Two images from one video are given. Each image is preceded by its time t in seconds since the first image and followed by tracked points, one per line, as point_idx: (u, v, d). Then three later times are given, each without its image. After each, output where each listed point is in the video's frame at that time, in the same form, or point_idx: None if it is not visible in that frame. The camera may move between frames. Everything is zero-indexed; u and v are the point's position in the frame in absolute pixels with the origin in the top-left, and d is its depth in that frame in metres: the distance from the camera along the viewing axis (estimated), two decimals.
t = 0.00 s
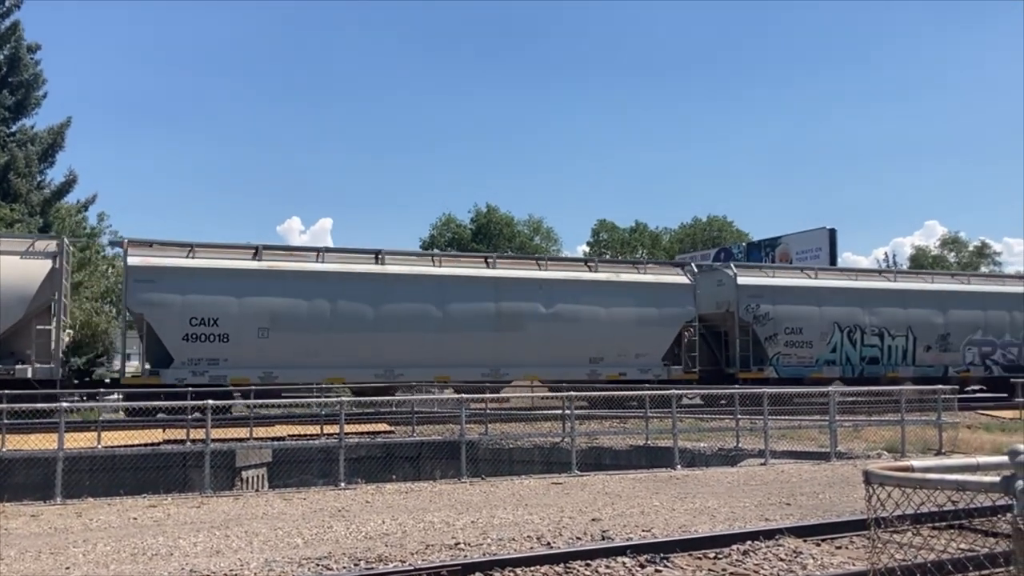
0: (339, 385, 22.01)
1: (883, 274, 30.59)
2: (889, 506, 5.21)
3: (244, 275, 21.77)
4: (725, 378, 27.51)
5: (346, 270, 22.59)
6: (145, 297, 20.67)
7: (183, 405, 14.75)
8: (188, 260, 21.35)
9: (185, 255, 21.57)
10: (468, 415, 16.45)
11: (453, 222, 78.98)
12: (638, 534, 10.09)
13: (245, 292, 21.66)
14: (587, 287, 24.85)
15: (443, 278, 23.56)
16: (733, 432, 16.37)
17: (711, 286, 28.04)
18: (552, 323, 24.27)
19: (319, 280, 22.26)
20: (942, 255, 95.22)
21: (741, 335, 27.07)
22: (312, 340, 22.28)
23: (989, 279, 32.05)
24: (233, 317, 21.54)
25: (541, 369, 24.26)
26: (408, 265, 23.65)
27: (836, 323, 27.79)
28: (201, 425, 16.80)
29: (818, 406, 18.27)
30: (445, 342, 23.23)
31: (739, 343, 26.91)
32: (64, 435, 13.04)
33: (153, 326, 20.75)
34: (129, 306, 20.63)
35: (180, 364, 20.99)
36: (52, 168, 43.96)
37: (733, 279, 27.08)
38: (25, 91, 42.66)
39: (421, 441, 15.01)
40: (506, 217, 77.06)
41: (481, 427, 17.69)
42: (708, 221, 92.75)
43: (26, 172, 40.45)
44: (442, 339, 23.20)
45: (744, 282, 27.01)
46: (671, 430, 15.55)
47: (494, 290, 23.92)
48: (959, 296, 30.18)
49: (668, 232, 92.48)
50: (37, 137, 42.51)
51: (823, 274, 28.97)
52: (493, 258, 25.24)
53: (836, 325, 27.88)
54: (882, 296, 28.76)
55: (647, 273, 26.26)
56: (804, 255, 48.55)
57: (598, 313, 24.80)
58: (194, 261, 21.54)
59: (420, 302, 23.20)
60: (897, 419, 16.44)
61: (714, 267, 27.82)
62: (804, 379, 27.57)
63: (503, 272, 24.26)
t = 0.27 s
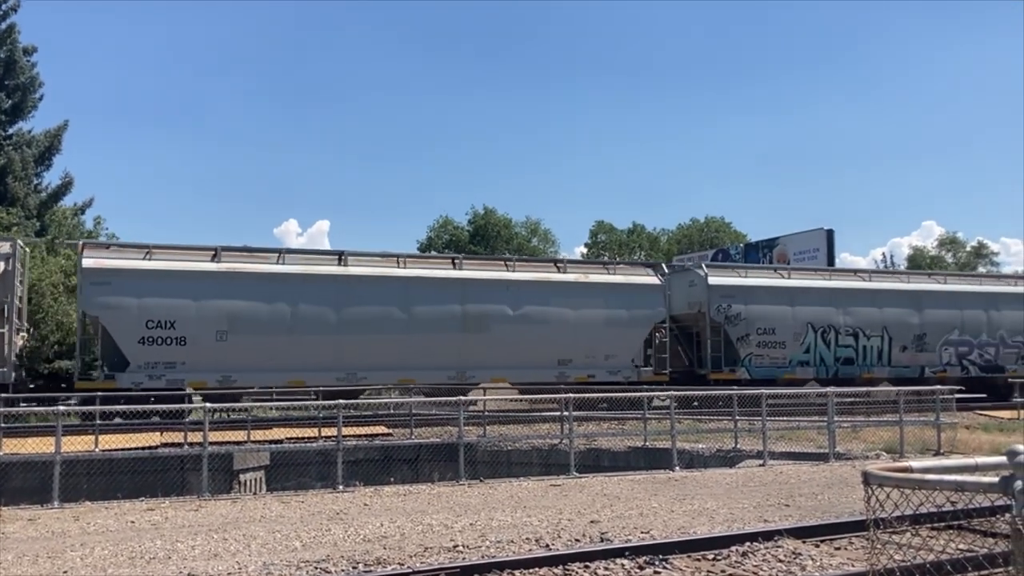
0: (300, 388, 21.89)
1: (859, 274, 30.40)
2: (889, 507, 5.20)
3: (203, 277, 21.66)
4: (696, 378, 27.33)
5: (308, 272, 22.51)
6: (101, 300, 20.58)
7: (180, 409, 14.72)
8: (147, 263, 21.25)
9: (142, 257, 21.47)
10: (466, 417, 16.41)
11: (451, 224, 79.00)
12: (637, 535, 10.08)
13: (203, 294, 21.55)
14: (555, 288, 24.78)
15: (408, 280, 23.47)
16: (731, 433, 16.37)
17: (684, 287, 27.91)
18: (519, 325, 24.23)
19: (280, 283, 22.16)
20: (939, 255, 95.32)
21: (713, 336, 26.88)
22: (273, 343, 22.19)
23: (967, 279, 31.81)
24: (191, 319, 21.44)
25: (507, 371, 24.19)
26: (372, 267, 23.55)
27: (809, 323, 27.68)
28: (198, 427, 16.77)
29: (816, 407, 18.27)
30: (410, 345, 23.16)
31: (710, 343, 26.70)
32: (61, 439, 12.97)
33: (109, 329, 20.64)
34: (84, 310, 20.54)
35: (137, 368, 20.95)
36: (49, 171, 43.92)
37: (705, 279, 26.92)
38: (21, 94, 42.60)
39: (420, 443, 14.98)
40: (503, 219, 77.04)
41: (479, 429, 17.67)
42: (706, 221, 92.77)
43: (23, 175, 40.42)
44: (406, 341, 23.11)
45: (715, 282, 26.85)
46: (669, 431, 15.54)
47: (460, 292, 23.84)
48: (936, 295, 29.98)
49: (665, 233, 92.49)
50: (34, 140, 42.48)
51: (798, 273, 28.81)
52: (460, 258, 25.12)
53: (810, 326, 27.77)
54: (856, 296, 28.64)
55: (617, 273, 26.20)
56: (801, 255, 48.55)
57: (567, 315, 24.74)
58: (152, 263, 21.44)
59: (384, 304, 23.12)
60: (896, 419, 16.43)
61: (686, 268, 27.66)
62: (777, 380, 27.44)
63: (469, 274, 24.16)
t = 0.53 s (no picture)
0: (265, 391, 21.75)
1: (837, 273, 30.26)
2: (891, 506, 5.18)
3: (165, 278, 21.50)
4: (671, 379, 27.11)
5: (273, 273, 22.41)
6: (61, 303, 20.42)
7: (183, 411, 14.74)
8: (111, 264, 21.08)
9: (102, 259, 21.31)
10: (468, 419, 16.50)
11: (452, 225, 79.07)
12: (640, 536, 10.08)
13: (164, 296, 21.39)
14: (525, 289, 24.67)
15: (376, 281, 23.37)
16: (733, 433, 16.37)
17: (660, 286, 27.62)
18: (489, 326, 24.16)
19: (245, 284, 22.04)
20: (941, 254, 95.27)
21: (687, 336, 26.63)
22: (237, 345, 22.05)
23: (949, 277, 31.59)
24: (153, 322, 21.27)
25: (476, 372, 24.08)
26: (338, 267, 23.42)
27: (786, 322, 27.55)
28: (201, 429, 16.81)
29: (819, 406, 18.28)
30: (379, 346, 23.06)
31: (684, 343, 26.44)
32: (63, 441, 12.98)
33: (68, 332, 20.45)
34: (43, 312, 20.35)
35: (97, 371, 20.75)
36: (51, 175, 43.99)
37: (680, 278, 26.62)
38: (23, 97, 42.63)
39: (422, 444, 15.01)
40: (505, 220, 77.03)
41: (482, 429, 17.68)
42: (708, 221, 92.73)
43: (25, 178, 40.45)
44: (374, 343, 23.00)
45: (690, 281, 26.63)
46: (671, 432, 15.54)
47: (429, 293, 23.74)
48: (916, 293, 29.78)
49: (667, 233, 92.47)
50: (35, 143, 42.54)
51: (774, 271, 28.61)
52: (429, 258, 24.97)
53: (786, 325, 27.66)
54: (834, 295, 28.51)
55: (590, 273, 26.12)
56: (803, 254, 48.53)
57: (539, 316, 24.69)
58: (113, 265, 21.28)
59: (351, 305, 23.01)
60: (898, 419, 16.42)
61: (661, 267, 27.34)
62: (754, 380, 27.27)
63: (438, 275, 24.07)
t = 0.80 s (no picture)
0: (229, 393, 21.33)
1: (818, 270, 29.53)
2: (897, 505, 5.16)
3: (127, 280, 21.14)
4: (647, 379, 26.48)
5: (238, 274, 22.03)
6: (22, 305, 20.10)
7: (187, 412, 14.73)
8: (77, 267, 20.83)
9: (64, 261, 21.01)
10: (472, 419, 16.48)
11: (456, 226, 79.09)
12: (645, 535, 10.07)
13: (127, 298, 21.04)
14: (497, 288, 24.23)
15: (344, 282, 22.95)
16: (737, 432, 16.36)
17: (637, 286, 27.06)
18: (461, 326, 23.70)
19: (210, 286, 21.69)
20: (945, 252, 95.07)
21: (663, 335, 26.01)
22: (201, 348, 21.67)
23: (932, 274, 30.82)
24: (116, 324, 20.93)
25: (447, 374, 23.56)
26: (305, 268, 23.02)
27: (764, 320, 26.85)
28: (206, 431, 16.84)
29: (824, 405, 18.25)
30: (346, 347, 22.62)
31: (660, 342, 25.80)
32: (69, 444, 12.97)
33: (28, 335, 20.13)
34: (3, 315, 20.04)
35: (58, 375, 20.43)
36: (54, 178, 44.05)
37: (655, 277, 26.04)
38: (26, 101, 42.70)
39: (427, 445, 15.02)
40: (508, 220, 77.03)
41: (486, 430, 17.67)
42: (711, 220, 92.65)
43: (29, 181, 40.52)
44: (342, 345, 22.57)
45: (666, 280, 25.99)
46: (676, 431, 15.53)
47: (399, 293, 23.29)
48: (898, 291, 28.99)
49: (670, 233, 92.40)
50: (39, 147, 42.59)
51: (752, 270, 28.02)
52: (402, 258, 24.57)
53: (765, 323, 26.94)
54: (814, 294, 27.77)
55: (564, 272, 25.67)
56: (808, 253, 48.47)
57: (512, 315, 24.22)
58: (74, 266, 20.98)
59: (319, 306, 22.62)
60: (903, 417, 16.38)
61: (638, 266, 26.81)
62: (732, 380, 26.63)
63: (405, 275, 23.56)
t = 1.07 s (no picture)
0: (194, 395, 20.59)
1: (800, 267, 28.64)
2: (904, 502, 5.15)
3: (90, 281, 20.36)
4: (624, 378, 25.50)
5: (203, 274, 21.19)
6: None
7: (193, 413, 14.74)
8: (50, 266, 20.32)
9: (26, 261, 20.23)
10: (477, 418, 16.52)
11: (459, 225, 79.08)
12: (651, 534, 10.06)
13: (90, 299, 20.27)
14: (472, 287, 23.30)
15: (312, 281, 22.12)
16: (743, 430, 16.34)
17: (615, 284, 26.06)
18: (433, 326, 22.79)
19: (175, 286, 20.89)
20: (951, 249, 94.74)
21: (640, 334, 25.03)
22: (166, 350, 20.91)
23: (916, 271, 29.79)
24: (78, 326, 20.20)
25: (419, 375, 22.64)
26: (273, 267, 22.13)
27: (743, 319, 25.93)
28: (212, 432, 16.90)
29: (829, 403, 18.22)
30: (311, 349, 21.75)
31: (637, 342, 24.84)
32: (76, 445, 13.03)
33: None
34: None
35: (20, 377, 19.69)
36: (59, 180, 44.14)
37: (632, 275, 25.07)
38: (31, 103, 42.79)
39: (432, 445, 15.04)
40: (512, 220, 76.99)
41: (491, 430, 17.66)
42: (715, 218, 92.53)
43: (34, 183, 40.58)
44: (310, 346, 21.72)
45: (643, 278, 25.14)
46: (681, 430, 15.51)
47: (369, 292, 22.38)
48: (879, 288, 28.06)
49: (674, 231, 92.32)
50: (44, 149, 42.68)
51: (733, 267, 27.06)
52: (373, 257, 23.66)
53: (744, 322, 26.02)
54: (794, 291, 26.86)
55: (542, 270, 24.67)
56: (812, 251, 48.43)
57: (486, 315, 23.27)
58: (35, 267, 20.21)
59: (287, 306, 21.78)
60: (910, 414, 16.34)
61: (617, 263, 25.81)
62: (709, 379, 25.77)
63: (371, 274, 22.65)
